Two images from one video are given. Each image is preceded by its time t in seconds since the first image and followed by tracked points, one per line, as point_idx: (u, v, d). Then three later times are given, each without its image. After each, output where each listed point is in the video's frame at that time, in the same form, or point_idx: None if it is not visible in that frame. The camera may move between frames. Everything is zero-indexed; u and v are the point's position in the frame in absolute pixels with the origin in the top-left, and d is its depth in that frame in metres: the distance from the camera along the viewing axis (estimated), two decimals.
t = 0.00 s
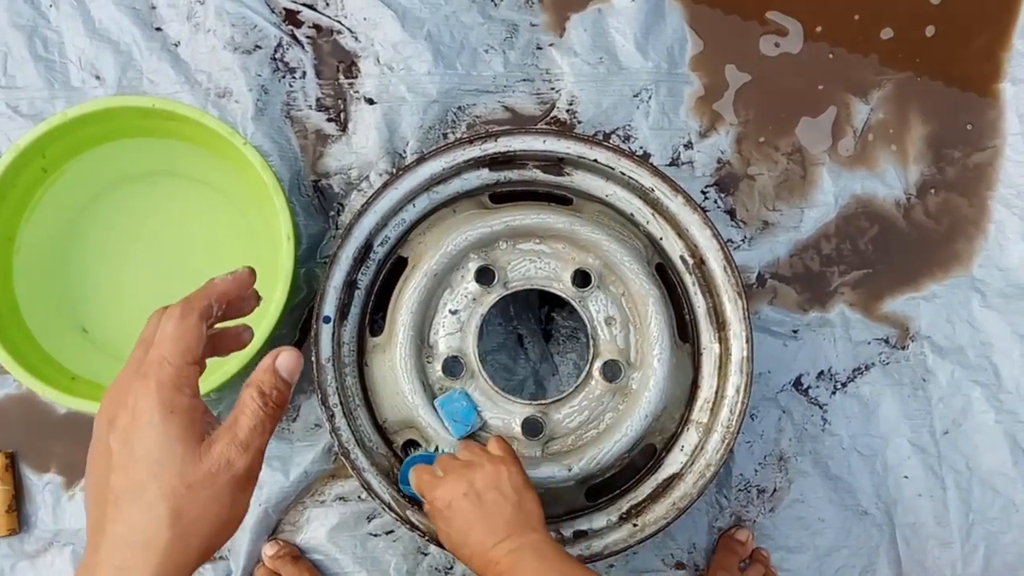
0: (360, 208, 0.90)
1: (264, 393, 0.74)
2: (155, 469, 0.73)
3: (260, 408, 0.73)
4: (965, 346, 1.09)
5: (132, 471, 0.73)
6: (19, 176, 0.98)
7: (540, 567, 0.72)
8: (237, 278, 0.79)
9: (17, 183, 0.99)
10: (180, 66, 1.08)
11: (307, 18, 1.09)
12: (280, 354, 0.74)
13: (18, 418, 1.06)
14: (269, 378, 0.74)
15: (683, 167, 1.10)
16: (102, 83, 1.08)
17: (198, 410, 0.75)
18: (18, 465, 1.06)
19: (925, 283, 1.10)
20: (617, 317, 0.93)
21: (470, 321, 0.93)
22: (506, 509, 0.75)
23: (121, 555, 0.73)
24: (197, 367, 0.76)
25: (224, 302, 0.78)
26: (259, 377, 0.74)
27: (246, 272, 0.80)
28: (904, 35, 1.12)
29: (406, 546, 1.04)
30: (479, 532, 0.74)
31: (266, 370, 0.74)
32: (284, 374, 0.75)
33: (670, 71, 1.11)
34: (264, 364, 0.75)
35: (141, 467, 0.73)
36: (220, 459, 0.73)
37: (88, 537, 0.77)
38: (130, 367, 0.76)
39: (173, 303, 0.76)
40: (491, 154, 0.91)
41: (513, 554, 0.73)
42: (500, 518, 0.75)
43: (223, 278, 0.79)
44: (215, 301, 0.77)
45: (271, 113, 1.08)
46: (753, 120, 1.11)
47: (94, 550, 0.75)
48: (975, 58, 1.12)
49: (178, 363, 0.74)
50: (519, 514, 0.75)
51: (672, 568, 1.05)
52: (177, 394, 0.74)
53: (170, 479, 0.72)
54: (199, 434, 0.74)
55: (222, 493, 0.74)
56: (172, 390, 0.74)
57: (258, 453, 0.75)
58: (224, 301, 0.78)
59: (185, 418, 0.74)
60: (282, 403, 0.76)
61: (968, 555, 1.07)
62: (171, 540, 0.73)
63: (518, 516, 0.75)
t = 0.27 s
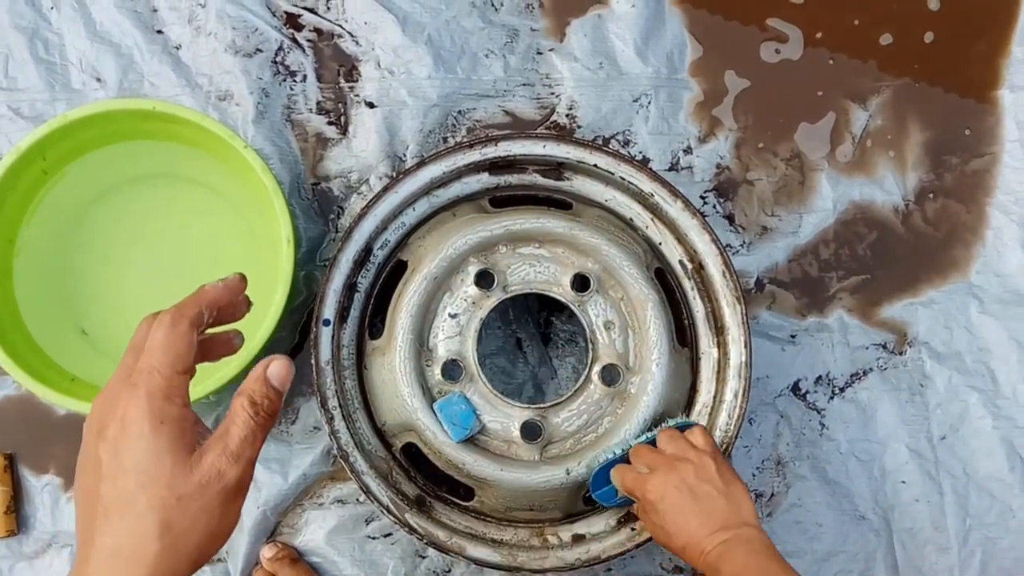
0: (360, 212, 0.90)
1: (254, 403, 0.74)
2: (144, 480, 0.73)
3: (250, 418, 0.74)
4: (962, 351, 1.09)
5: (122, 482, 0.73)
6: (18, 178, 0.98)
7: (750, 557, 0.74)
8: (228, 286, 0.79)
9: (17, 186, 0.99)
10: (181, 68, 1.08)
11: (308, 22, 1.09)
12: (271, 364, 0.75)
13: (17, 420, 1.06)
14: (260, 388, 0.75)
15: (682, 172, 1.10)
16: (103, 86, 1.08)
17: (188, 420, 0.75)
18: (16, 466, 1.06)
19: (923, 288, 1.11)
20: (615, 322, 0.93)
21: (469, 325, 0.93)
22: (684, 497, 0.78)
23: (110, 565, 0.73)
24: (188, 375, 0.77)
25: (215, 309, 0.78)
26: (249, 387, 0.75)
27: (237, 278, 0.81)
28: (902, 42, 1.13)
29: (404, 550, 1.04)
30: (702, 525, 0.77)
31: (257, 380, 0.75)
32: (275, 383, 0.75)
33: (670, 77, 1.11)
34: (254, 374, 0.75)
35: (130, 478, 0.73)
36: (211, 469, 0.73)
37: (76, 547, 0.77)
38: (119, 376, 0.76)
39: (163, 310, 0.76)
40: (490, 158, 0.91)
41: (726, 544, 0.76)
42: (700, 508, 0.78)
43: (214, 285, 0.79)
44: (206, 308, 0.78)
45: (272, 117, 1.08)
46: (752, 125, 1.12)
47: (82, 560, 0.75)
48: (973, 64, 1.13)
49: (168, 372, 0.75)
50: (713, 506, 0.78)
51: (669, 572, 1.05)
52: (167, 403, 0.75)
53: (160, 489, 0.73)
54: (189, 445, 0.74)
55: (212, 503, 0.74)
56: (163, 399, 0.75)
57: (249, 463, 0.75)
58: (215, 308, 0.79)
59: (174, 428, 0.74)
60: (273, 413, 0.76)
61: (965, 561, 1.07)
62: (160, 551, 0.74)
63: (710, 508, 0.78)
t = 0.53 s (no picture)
0: (360, 215, 0.90)
1: (297, 394, 0.74)
2: (187, 466, 0.73)
3: (293, 409, 0.74)
4: (964, 353, 1.09)
5: (165, 467, 0.74)
6: (20, 181, 0.99)
7: None
8: (274, 276, 0.79)
9: (19, 189, 1.00)
10: (182, 72, 1.08)
11: (309, 25, 1.09)
12: (314, 356, 0.75)
13: (19, 423, 1.07)
14: (304, 379, 0.74)
15: (683, 174, 1.10)
16: (105, 89, 1.08)
17: (233, 408, 0.76)
18: (19, 469, 1.06)
19: (925, 290, 1.10)
20: (616, 324, 0.93)
21: (470, 327, 0.93)
22: (653, 518, 0.79)
23: (151, 548, 0.74)
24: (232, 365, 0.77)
25: (260, 300, 0.78)
26: (293, 378, 0.75)
27: (282, 270, 0.81)
28: (903, 43, 1.13)
29: (405, 552, 1.04)
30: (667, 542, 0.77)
31: (300, 372, 0.74)
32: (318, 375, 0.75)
33: (670, 79, 1.11)
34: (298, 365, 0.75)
35: (174, 464, 0.74)
36: (253, 458, 0.74)
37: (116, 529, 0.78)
38: (165, 362, 0.77)
39: (210, 299, 0.77)
40: (491, 161, 0.91)
41: (694, 564, 0.75)
42: (667, 530, 0.78)
43: (260, 276, 0.79)
44: (252, 298, 0.78)
45: (273, 120, 1.08)
46: (753, 127, 1.12)
47: (123, 541, 0.76)
48: (974, 65, 1.13)
49: (212, 362, 0.75)
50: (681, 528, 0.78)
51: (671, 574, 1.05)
52: (212, 391, 0.75)
53: (203, 477, 0.73)
54: (233, 433, 0.74)
55: (253, 492, 0.75)
56: (207, 388, 0.75)
57: (289, 454, 0.75)
58: (261, 298, 0.79)
59: (219, 416, 0.75)
60: (315, 404, 0.76)
61: (968, 562, 1.07)
62: (201, 537, 0.74)
63: (676, 531, 0.78)
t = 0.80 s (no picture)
0: (354, 215, 0.90)
1: (293, 402, 0.74)
2: (182, 476, 0.73)
3: (288, 417, 0.74)
4: (957, 355, 1.10)
5: (159, 476, 0.74)
6: (13, 181, 0.98)
7: None
8: (269, 280, 0.79)
9: (13, 188, 0.99)
10: (176, 71, 1.08)
11: (304, 25, 1.09)
12: (310, 363, 0.74)
13: (11, 423, 1.06)
14: (300, 386, 0.74)
15: (677, 176, 1.10)
16: (98, 89, 1.08)
17: (227, 416, 0.75)
18: (11, 470, 1.06)
19: (918, 292, 1.11)
20: (609, 326, 0.93)
21: (464, 328, 0.93)
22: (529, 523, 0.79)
23: (146, 557, 0.74)
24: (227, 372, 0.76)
25: (255, 304, 0.78)
26: (288, 385, 0.74)
27: (278, 273, 0.80)
28: (897, 45, 1.13)
29: (398, 553, 1.04)
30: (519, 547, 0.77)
31: (296, 378, 0.74)
32: (313, 382, 0.75)
33: (665, 81, 1.11)
34: (294, 372, 0.74)
35: (168, 473, 0.73)
36: (248, 468, 0.73)
37: (112, 535, 0.78)
38: (160, 368, 0.76)
39: (205, 303, 0.76)
40: (485, 162, 0.91)
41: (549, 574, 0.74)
42: (537, 538, 0.78)
43: (255, 280, 0.79)
44: (246, 303, 0.77)
45: (267, 120, 1.08)
46: (747, 129, 1.12)
47: (118, 550, 0.76)
48: (968, 68, 1.13)
49: (207, 368, 0.75)
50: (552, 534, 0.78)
51: None
52: (207, 399, 0.74)
53: (197, 486, 0.73)
54: (228, 442, 0.74)
55: (249, 501, 0.74)
56: (202, 395, 0.74)
57: (285, 463, 0.75)
58: (256, 303, 0.78)
59: (214, 425, 0.74)
60: (311, 411, 0.76)
61: (960, 564, 1.07)
62: (196, 546, 0.74)
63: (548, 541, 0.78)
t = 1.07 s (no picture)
0: (357, 218, 0.90)
1: (306, 424, 0.75)
2: (191, 498, 0.74)
3: (302, 440, 0.75)
4: (959, 360, 1.10)
5: (168, 498, 0.74)
6: (17, 182, 0.99)
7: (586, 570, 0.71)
8: (286, 295, 0.82)
9: (16, 191, 1.00)
10: (180, 74, 1.08)
11: (307, 28, 1.09)
12: (325, 385, 0.76)
13: (14, 425, 1.06)
14: (313, 409, 0.75)
15: (680, 179, 1.11)
16: (102, 91, 1.08)
17: (239, 438, 0.76)
18: (14, 471, 1.06)
19: (921, 296, 1.11)
20: (612, 329, 0.93)
21: (466, 331, 0.93)
22: (515, 504, 0.79)
23: None
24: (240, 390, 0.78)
25: (270, 320, 0.81)
26: (302, 408, 0.75)
27: (294, 288, 0.84)
28: (899, 50, 1.13)
29: (400, 556, 1.04)
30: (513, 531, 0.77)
31: (311, 401, 0.75)
32: (327, 405, 0.76)
33: (668, 84, 1.11)
34: (308, 392, 0.76)
35: (178, 497, 0.74)
36: (259, 492, 0.74)
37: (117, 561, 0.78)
38: (173, 385, 0.78)
39: (220, 319, 0.79)
40: (488, 166, 0.92)
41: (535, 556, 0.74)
42: (526, 519, 0.78)
43: (272, 295, 0.82)
44: (263, 319, 0.80)
45: (270, 122, 1.08)
46: (750, 133, 1.12)
47: None
48: (970, 72, 1.13)
49: (222, 386, 0.77)
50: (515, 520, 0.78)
51: None
52: (220, 420, 0.76)
53: (206, 509, 0.73)
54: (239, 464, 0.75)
55: (259, 526, 0.75)
56: (216, 415, 0.76)
57: (296, 487, 0.76)
58: (271, 319, 0.81)
59: (226, 446, 0.75)
60: (324, 434, 0.77)
61: (961, 569, 1.07)
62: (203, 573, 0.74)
63: (537, 521, 0.77)
